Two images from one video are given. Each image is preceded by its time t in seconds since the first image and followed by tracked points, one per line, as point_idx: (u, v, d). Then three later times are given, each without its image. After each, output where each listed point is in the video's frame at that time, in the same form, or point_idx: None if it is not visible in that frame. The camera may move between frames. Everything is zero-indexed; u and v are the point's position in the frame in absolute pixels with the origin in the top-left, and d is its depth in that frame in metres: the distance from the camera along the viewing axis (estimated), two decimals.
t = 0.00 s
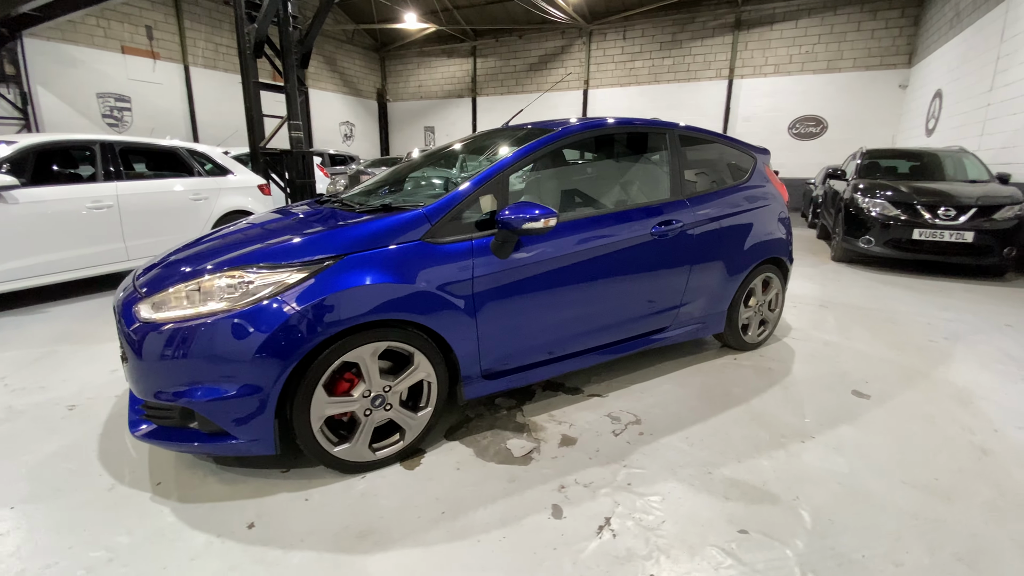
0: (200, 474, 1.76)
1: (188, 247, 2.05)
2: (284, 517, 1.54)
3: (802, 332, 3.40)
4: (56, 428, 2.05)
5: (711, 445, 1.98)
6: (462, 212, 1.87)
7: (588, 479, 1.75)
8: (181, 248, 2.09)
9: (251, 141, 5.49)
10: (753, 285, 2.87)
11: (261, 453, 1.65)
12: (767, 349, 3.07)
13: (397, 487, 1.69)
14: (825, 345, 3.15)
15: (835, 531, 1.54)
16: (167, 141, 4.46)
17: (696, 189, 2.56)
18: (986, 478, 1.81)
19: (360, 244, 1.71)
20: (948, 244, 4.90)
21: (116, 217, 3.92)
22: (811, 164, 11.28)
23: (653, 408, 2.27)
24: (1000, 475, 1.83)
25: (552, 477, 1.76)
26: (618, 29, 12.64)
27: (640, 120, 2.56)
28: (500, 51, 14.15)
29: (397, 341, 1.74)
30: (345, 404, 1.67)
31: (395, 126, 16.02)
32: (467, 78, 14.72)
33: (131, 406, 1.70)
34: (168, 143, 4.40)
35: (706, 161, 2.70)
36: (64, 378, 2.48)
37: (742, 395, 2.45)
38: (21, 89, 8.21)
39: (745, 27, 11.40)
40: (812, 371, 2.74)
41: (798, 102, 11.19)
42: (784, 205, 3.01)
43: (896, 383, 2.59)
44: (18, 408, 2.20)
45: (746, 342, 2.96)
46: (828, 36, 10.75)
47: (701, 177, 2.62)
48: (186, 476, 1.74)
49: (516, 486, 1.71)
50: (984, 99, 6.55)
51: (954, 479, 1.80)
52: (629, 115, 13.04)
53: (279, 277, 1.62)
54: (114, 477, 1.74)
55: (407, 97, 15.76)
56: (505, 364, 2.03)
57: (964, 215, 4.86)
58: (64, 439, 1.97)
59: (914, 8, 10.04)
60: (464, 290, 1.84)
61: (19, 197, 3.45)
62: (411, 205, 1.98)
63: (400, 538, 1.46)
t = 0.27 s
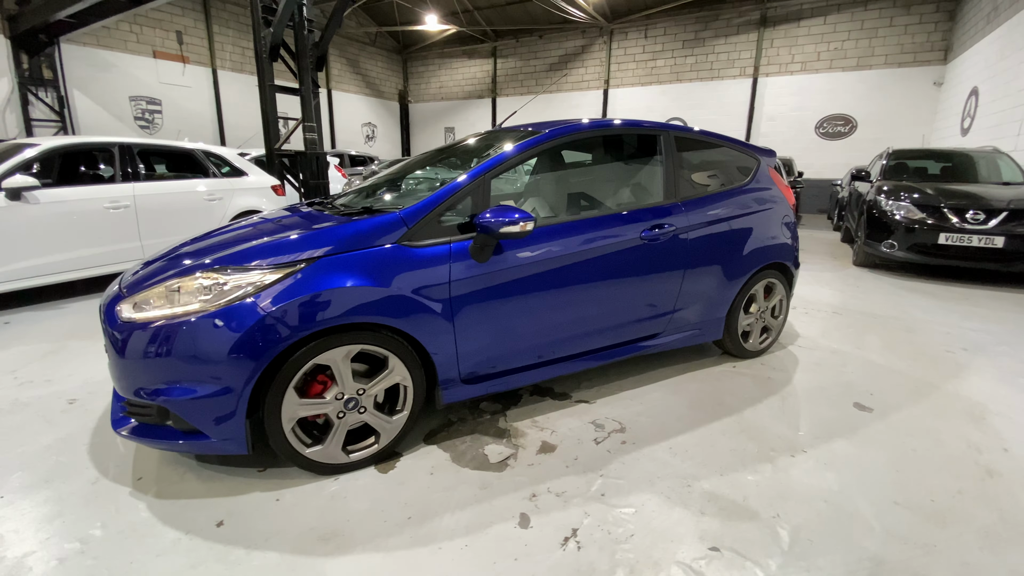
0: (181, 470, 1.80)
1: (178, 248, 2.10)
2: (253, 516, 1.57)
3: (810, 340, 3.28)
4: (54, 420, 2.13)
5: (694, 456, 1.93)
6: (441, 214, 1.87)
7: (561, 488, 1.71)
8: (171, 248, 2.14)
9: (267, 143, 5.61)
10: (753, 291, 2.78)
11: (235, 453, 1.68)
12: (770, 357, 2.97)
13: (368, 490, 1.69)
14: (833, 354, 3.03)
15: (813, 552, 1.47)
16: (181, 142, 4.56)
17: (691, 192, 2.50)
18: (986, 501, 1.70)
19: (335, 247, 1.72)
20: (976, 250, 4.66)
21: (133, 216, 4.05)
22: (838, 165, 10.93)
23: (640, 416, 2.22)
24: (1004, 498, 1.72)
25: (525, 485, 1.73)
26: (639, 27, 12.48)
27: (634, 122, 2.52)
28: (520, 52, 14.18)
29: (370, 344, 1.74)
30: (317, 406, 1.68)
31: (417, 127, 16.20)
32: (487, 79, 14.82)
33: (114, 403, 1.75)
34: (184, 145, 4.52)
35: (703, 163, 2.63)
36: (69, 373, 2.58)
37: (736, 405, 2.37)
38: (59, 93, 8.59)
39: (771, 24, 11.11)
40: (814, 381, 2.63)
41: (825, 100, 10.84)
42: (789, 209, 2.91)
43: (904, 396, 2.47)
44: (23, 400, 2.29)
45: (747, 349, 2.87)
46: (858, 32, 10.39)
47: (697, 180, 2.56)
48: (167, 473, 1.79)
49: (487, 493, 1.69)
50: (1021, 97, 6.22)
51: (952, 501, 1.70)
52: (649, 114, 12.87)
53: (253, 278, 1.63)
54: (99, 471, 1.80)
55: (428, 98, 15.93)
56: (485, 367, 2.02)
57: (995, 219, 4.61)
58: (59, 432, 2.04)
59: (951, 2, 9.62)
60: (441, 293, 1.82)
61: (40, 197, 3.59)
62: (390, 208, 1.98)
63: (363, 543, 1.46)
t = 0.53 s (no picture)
0: (170, 460, 1.85)
1: (176, 244, 2.16)
2: (231, 509, 1.60)
3: (820, 345, 3.17)
4: (61, 409, 2.22)
5: (680, 462, 1.88)
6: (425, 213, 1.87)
7: (537, 491, 1.70)
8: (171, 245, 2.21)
9: (285, 143, 5.74)
10: (757, 294, 2.70)
11: (218, 445, 1.72)
12: (775, 362, 2.87)
13: (345, 487, 1.71)
14: (841, 360, 2.92)
15: (791, 566, 1.41)
16: (200, 141, 4.69)
17: (689, 191, 2.45)
18: (986, 519, 1.61)
19: (317, 245, 1.74)
20: (1009, 253, 4.42)
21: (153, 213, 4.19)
22: (869, 164, 10.55)
23: (630, 420, 2.18)
24: (1009, 518, 1.62)
25: (502, 485, 1.72)
26: (663, 24, 12.29)
27: (632, 120, 2.47)
28: (542, 50, 14.16)
29: (351, 341, 1.75)
30: (297, 402, 1.71)
31: (439, 126, 16.33)
32: (508, 78, 14.86)
33: (107, 394, 1.82)
34: (203, 144, 4.64)
35: (704, 162, 2.57)
36: (80, 364, 2.68)
37: (732, 410, 2.31)
38: (95, 95, 8.98)
39: (799, 18, 10.79)
40: (818, 388, 2.54)
41: (855, 97, 10.47)
42: (797, 209, 2.81)
43: (913, 407, 2.36)
44: (36, 388, 2.40)
45: (750, 354, 2.79)
46: (891, 26, 9.99)
47: (696, 179, 2.50)
48: (158, 462, 1.84)
49: (463, 492, 1.69)
50: None
51: (951, 518, 1.61)
52: (672, 112, 12.66)
53: (236, 275, 1.66)
54: (95, 458, 1.86)
55: (450, 98, 16.04)
56: (470, 366, 2.02)
57: None
58: (64, 420, 2.13)
59: None
60: (423, 291, 1.82)
61: (64, 195, 3.74)
62: (377, 206, 1.98)
63: (333, 539, 1.48)
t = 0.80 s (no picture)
0: (159, 448, 1.92)
1: (173, 241, 2.24)
2: (208, 498, 1.65)
3: (825, 351, 3.07)
4: (67, 397, 2.33)
5: (658, 467, 1.85)
6: (407, 212, 1.89)
7: (508, 490, 1.69)
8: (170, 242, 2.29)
9: (301, 145, 5.88)
10: (754, 297, 2.63)
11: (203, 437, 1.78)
12: (774, 367, 2.80)
13: (320, 480, 1.74)
14: (845, 367, 2.83)
15: None
16: (218, 143, 4.83)
17: (681, 193, 2.41)
18: (974, 537, 1.54)
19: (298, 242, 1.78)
20: None
21: (170, 212, 4.35)
22: (898, 166, 10.19)
23: (614, 423, 2.16)
24: (999, 535, 1.55)
25: (475, 484, 1.73)
26: (685, 23, 12.12)
27: (624, 120, 2.44)
28: (563, 51, 14.14)
29: (329, 338, 1.78)
30: (276, 396, 1.75)
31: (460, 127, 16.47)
32: (529, 80, 14.89)
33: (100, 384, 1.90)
34: (220, 146, 4.78)
35: (699, 162, 2.52)
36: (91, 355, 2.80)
37: (722, 415, 2.26)
38: (129, 98, 9.37)
39: (827, 16, 10.49)
40: (815, 395, 2.47)
41: (884, 96, 10.11)
42: (798, 211, 2.73)
43: (914, 418, 2.26)
44: (47, 377, 2.52)
45: (747, 359, 2.72)
46: (924, 23, 9.62)
47: (690, 180, 2.46)
48: (147, 450, 1.91)
49: (435, 489, 1.70)
50: None
51: (936, 533, 1.55)
52: (694, 112, 12.47)
53: (217, 272, 1.71)
54: (90, 445, 1.95)
55: (472, 99, 16.15)
56: (453, 364, 2.03)
57: None
58: (68, 408, 2.23)
59: None
60: (401, 290, 1.84)
61: (86, 194, 3.91)
62: (361, 205, 2.01)
63: (300, 531, 1.51)
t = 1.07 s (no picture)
0: (149, 435, 1.99)
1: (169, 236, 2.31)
2: (188, 485, 1.71)
3: (824, 354, 3.00)
4: (70, 385, 2.43)
5: (631, 467, 1.84)
6: (387, 209, 1.93)
7: (478, 486, 1.71)
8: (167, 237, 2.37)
9: (313, 143, 5.98)
10: (747, 297, 2.59)
11: (185, 427, 1.84)
12: (768, 370, 2.75)
13: (296, 471, 1.79)
14: (843, 371, 2.76)
15: None
16: (231, 141, 4.95)
17: (669, 192, 2.39)
18: (950, 548, 1.50)
19: (278, 239, 1.82)
20: None
21: (183, 209, 4.48)
22: (925, 164, 9.85)
23: (594, 422, 2.15)
24: (976, 548, 1.50)
25: (446, 479, 1.75)
26: (705, 18, 11.90)
27: (613, 118, 2.44)
28: (580, 48, 14.06)
29: (308, 332, 1.83)
30: (256, 388, 1.80)
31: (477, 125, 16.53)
32: (546, 77, 14.86)
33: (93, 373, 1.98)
34: (233, 144, 4.91)
35: (690, 161, 2.50)
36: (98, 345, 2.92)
37: (706, 417, 2.23)
38: (155, 97, 9.67)
39: (852, 9, 10.19)
40: (806, 399, 2.42)
41: (912, 92, 9.76)
42: (795, 211, 2.68)
43: (907, 425, 2.20)
44: (55, 366, 2.64)
45: (740, 360, 2.68)
46: (955, 16, 9.26)
47: (679, 179, 2.44)
48: (137, 437, 1.99)
49: (406, 483, 1.73)
50: None
51: (910, 543, 1.51)
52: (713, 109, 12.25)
53: (200, 266, 1.77)
54: (85, 431, 2.03)
55: (489, 97, 16.19)
56: (436, 360, 2.06)
57: None
58: (70, 395, 2.33)
59: None
60: (379, 286, 1.87)
61: (102, 190, 4.06)
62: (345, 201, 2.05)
63: (270, 519, 1.55)
